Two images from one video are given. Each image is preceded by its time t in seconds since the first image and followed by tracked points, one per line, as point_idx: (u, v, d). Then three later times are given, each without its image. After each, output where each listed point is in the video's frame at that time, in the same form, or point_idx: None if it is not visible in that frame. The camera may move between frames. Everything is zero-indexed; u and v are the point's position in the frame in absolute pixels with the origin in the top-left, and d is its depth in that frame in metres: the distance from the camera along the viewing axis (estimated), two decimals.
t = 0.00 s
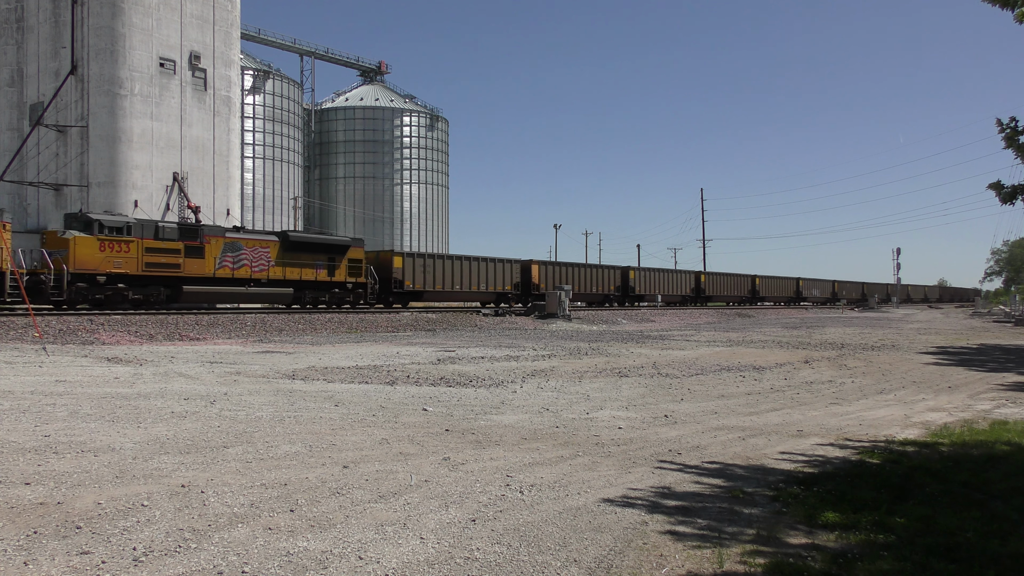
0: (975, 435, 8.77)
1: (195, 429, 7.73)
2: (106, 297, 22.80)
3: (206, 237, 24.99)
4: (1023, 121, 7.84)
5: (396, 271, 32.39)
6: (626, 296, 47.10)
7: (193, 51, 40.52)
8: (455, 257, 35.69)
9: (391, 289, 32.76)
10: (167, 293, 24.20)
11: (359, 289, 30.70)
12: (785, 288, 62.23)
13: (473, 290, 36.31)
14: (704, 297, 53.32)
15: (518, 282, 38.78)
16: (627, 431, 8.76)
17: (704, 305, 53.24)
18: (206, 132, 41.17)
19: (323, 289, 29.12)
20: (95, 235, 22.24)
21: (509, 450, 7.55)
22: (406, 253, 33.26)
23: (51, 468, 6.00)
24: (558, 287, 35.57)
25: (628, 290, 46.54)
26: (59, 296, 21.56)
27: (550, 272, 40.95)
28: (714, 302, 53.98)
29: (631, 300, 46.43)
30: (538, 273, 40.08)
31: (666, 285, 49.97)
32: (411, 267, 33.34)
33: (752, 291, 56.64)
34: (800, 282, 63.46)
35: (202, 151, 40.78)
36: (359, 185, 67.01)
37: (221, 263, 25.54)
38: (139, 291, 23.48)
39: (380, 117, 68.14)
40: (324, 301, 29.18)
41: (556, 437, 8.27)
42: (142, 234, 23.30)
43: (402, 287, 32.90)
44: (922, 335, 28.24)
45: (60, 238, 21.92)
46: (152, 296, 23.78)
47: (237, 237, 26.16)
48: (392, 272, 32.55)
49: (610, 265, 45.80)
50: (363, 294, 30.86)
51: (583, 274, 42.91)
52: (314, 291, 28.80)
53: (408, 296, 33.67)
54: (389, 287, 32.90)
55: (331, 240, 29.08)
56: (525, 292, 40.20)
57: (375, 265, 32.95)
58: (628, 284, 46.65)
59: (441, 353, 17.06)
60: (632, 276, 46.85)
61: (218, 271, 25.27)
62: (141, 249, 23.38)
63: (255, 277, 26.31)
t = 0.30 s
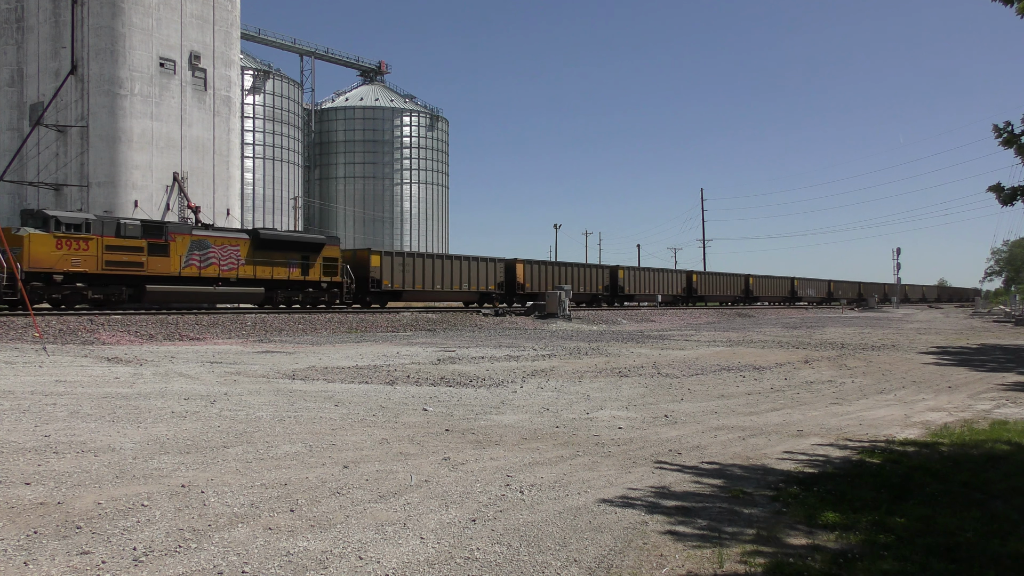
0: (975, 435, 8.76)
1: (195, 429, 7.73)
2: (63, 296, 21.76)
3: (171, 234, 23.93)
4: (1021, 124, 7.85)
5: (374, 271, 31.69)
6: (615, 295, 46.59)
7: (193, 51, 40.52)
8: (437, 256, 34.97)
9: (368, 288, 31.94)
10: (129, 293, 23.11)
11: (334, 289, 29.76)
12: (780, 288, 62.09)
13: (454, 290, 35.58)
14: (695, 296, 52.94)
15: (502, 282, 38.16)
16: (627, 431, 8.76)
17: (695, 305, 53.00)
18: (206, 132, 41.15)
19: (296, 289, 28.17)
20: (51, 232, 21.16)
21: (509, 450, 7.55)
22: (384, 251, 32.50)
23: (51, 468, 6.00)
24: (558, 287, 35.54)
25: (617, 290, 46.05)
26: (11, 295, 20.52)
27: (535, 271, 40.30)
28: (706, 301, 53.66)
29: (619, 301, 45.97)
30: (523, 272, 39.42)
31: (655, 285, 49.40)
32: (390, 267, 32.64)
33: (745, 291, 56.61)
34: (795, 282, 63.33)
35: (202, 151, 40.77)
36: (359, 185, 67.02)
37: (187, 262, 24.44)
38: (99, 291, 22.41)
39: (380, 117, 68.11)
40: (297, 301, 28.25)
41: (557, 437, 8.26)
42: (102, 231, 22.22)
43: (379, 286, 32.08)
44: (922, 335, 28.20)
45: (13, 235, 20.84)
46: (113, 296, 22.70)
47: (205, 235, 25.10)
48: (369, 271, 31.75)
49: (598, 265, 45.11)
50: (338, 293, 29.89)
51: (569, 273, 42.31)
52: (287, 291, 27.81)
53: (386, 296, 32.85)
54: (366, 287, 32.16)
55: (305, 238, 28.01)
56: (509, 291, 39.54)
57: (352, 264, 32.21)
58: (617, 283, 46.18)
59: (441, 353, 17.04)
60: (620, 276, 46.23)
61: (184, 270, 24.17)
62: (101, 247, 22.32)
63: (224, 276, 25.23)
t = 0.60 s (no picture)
0: (975, 435, 8.76)
1: (195, 429, 7.73)
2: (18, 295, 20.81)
3: (134, 231, 22.79)
4: None
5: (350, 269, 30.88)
6: (601, 295, 45.96)
7: (193, 51, 40.52)
8: (417, 254, 34.16)
9: (344, 288, 31.07)
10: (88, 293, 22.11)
11: (308, 288, 28.54)
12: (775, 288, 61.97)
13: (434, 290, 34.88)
14: (686, 295, 52.61)
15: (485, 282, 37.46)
16: (626, 431, 8.76)
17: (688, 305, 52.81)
18: (206, 132, 41.15)
19: (267, 288, 26.95)
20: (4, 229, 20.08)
21: (509, 450, 7.55)
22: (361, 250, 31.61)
23: (51, 468, 6.00)
24: (558, 287, 35.50)
25: (604, 290, 45.43)
26: None
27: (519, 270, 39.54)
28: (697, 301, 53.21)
29: (607, 300, 45.45)
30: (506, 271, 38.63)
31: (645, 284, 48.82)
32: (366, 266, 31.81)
33: (738, 290, 56.51)
34: (790, 282, 63.23)
35: (202, 151, 40.76)
36: (359, 185, 67.03)
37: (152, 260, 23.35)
38: (55, 290, 21.48)
39: (380, 117, 68.12)
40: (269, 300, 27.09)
41: (557, 437, 8.26)
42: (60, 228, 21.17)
43: (355, 286, 31.20)
44: (922, 335, 28.17)
45: None
46: (70, 295, 21.72)
47: (171, 232, 23.93)
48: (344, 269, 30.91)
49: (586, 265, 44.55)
50: (312, 293, 28.71)
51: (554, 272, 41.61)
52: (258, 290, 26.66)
53: (363, 296, 31.97)
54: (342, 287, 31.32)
55: (278, 236, 26.86)
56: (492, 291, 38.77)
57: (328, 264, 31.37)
58: (605, 283, 45.59)
59: (441, 353, 17.03)
60: (608, 275, 45.64)
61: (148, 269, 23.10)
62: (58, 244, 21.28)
63: (189, 275, 24.07)
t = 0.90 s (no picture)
0: (975, 435, 8.75)
1: (195, 429, 7.73)
2: None
3: (94, 229, 21.75)
4: None
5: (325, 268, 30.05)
6: (589, 295, 45.27)
7: (193, 51, 40.54)
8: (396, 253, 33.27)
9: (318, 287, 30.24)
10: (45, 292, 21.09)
11: (280, 288, 27.43)
12: (769, 288, 61.91)
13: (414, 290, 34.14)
14: (679, 295, 52.18)
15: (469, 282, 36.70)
16: (626, 431, 8.75)
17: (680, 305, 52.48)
18: (206, 132, 41.14)
19: (237, 288, 25.87)
20: None
21: (509, 450, 7.54)
22: (337, 248, 30.79)
23: (51, 468, 6.00)
24: (558, 287, 35.47)
25: (592, 290, 44.78)
26: None
27: (503, 269, 38.71)
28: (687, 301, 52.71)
29: (595, 300, 44.90)
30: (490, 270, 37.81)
31: (635, 284, 48.19)
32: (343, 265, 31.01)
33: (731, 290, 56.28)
34: (784, 282, 63.20)
35: (202, 151, 40.76)
36: (359, 185, 67.03)
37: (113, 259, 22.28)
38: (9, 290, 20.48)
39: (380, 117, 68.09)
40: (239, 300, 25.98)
41: (556, 437, 8.26)
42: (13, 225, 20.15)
43: (330, 285, 30.34)
44: (922, 335, 28.13)
45: None
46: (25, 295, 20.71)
47: (134, 229, 22.82)
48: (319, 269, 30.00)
49: (574, 264, 43.92)
50: (286, 293, 27.60)
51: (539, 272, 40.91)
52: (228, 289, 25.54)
53: (339, 295, 31.10)
54: (316, 287, 30.48)
55: (249, 233, 25.73)
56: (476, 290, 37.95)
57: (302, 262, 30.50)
58: (593, 282, 44.89)
59: (440, 353, 17.01)
60: (596, 275, 44.98)
61: (108, 268, 22.04)
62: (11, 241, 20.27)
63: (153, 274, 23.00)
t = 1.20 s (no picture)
0: (975, 435, 8.75)
1: (195, 429, 7.73)
2: None
3: (51, 226, 21.02)
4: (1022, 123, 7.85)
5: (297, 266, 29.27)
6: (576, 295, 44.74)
7: (193, 51, 40.54)
8: (374, 251, 32.59)
9: (292, 287, 29.52)
10: None
11: (251, 287, 26.49)
12: (763, 288, 61.74)
13: (394, 290, 33.45)
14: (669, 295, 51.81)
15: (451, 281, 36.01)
16: (627, 431, 8.75)
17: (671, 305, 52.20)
18: (206, 132, 41.13)
19: (205, 287, 25.02)
20: None
21: (509, 450, 7.54)
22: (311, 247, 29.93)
23: (51, 468, 6.01)
24: (558, 287, 35.46)
25: (580, 289, 44.26)
26: None
27: (486, 268, 38.00)
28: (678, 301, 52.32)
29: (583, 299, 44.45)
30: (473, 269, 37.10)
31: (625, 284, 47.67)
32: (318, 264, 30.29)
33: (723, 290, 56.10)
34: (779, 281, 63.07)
35: (202, 151, 40.76)
36: (359, 185, 67.05)
37: (71, 257, 21.46)
38: None
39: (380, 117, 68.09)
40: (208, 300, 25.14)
41: (557, 437, 8.26)
42: None
43: (304, 285, 29.68)
44: (922, 335, 28.13)
45: None
46: None
47: (95, 226, 22.07)
48: (292, 268, 29.30)
49: (561, 264, 43.40)
50: (257, 293, 26.67)
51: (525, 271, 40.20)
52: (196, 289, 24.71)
53: (314, 295, 30.43)
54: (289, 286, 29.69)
55: (216, 230, 24.89)
56: (458, 290, 37.25)
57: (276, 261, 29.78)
58: (580, 281, 44.29)
59: (440, 353, 17.00)
60: (585, 274, 44.46)
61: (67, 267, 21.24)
62: None
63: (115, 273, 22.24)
